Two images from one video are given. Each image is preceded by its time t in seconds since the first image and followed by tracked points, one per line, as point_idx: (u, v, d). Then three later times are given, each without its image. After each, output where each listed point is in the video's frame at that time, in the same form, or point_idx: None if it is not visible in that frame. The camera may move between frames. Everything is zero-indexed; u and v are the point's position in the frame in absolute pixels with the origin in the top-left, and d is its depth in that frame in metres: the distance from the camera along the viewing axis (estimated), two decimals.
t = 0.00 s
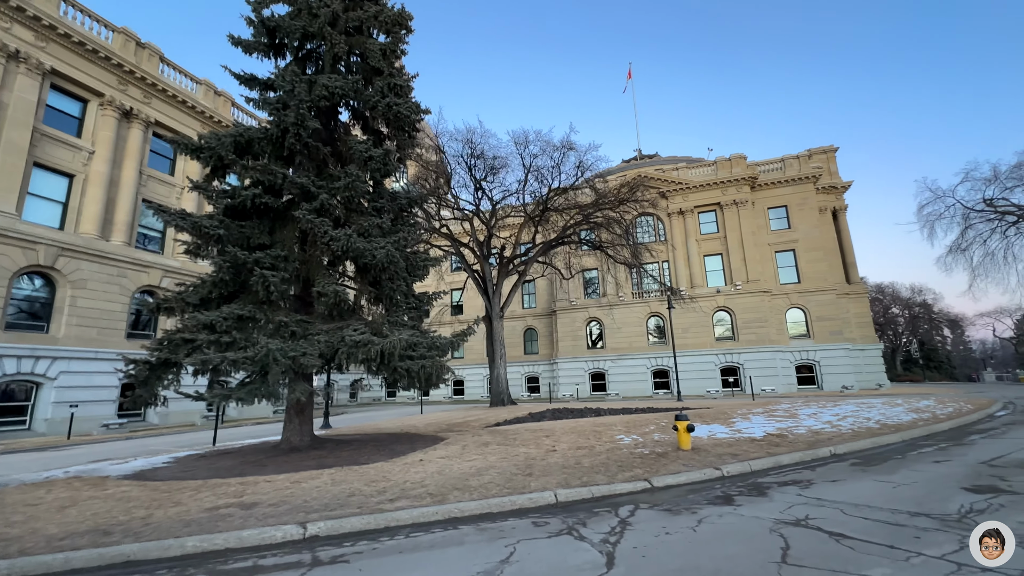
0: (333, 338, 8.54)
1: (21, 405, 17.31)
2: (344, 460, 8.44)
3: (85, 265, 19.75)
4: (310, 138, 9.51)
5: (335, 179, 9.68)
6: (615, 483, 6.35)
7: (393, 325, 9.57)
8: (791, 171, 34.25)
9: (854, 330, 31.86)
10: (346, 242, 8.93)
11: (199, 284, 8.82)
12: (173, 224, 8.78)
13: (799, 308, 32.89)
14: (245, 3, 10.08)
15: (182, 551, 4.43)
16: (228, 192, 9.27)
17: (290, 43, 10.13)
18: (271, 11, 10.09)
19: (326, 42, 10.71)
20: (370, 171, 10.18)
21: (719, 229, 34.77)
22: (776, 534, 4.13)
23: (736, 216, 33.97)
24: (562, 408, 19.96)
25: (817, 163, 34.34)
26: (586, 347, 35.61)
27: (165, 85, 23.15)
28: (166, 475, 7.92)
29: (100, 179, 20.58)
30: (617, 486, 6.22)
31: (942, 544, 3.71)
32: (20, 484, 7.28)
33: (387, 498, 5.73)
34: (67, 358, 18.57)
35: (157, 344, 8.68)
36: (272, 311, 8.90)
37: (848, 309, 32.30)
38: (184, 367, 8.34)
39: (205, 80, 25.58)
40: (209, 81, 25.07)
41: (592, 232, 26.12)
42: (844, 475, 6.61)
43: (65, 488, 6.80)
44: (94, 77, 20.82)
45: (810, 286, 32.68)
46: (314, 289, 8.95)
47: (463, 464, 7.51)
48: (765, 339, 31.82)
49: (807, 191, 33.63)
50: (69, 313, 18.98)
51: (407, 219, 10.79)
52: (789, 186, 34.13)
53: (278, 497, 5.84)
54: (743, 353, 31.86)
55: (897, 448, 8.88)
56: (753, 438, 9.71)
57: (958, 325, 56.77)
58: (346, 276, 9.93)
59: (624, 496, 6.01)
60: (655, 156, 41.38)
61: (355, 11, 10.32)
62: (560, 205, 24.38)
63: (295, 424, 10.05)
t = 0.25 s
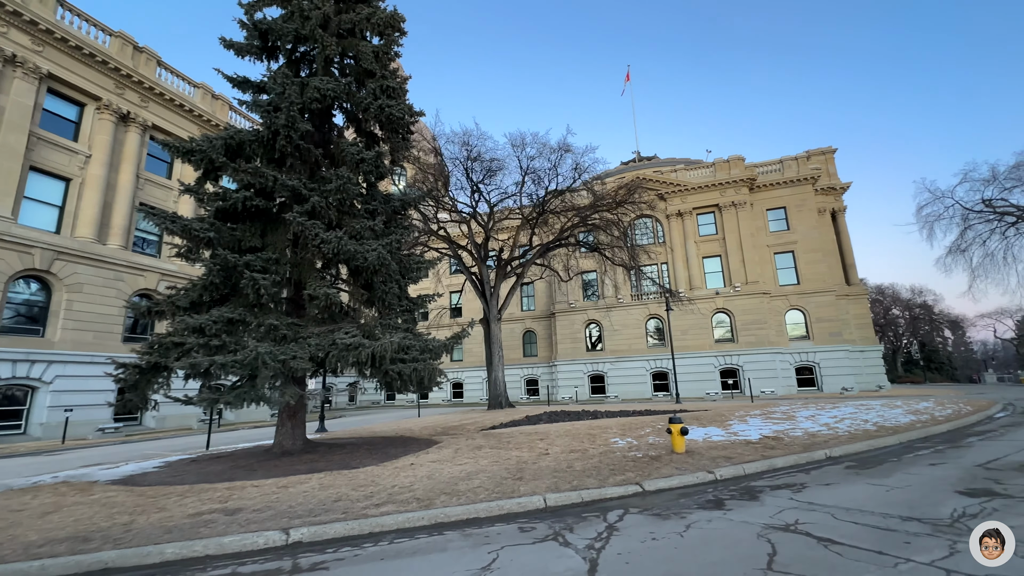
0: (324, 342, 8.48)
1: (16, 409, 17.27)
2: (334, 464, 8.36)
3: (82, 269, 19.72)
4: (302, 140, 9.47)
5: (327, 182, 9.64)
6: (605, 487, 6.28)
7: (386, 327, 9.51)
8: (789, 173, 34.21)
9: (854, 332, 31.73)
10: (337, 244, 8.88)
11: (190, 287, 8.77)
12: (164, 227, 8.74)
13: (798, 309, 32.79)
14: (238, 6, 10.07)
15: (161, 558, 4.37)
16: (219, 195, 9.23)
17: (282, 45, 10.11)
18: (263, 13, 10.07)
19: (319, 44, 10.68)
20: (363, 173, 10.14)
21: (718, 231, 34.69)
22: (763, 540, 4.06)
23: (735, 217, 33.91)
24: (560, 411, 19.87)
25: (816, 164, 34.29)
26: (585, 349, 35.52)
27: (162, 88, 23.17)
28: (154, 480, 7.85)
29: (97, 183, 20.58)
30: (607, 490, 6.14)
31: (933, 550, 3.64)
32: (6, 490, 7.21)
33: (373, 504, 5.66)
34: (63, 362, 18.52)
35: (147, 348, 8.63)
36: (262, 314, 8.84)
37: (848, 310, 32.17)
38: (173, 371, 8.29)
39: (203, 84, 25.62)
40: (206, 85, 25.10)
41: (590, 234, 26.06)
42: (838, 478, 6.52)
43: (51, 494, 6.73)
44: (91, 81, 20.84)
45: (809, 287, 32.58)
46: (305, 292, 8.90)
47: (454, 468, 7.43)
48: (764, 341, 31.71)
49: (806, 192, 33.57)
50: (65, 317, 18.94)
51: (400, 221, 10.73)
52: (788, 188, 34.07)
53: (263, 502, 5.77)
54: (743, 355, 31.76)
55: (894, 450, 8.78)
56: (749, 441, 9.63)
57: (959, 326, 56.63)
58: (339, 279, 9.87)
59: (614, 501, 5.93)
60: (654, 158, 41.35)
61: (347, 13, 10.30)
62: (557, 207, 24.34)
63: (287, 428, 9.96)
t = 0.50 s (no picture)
0: (309, 345, 8.36)
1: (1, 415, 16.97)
2: (320, 470, 8.24)
3: (70, 272, 19.51)
4: (288, 142, 9.38)
5: (315, 183, 9.56)
6: (593, 491, 6.20)
7: (374, 331, 9.39)
8: (782, 176, 34.37)
9: (847, 334, 31.82)
10: (324, 247, 8.76)
11: (174, 290, 8.63)
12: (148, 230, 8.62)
13: (792, 312, 32.86)
14: (225, 6, 10.00)
15: (133, 568, 4.25)
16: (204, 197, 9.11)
17: (271, 46, 10.03)
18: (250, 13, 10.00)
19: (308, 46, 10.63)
20: (351, 175, 10.06)
21: (712, 234, 34.79)
22: (747, 544, 4.00)
23: (728, 221, 34.01)
24: (553, 414, 19.77)
25: (808, 168, 34.47)
26: (580, 352, 35.46)
27: (153, 91, 23.04)
28: (135, 486, 7.69)
29: (85, 186, 20.39)
30: (595, 495, 6.06)
31: (920, 555, 3.58)
32: None
33: (355, 510, 5.55)
34: (49, 367, 18.26)
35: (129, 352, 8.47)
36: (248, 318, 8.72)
37: (841, 313, 32.25)
38: (156, 375, 8.15)
39: (194, 86, 25.49)
40: (198, 87, 24.98)
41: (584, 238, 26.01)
42: (827, 482, 6.47)
43: (26, 502, 6.56)
44: (80, 83, 20.70)
45: (802, 290, 32.67)
46: (292, 295, 8.79)
47: (440, 473, 7.32)
48: (758, 344, 31.75)
49: (799, 196, 33.73)
50: (52, 321, 18.70)
51: (390, 224, 10.68)
52: (781, 191, 34.23)
53: (243, 510, 5.65)
54: (737, 358, 31.78)
55: (885, 453, 8.75)
56: (740, 444, 9.58)
57: (951, 328, 56.97)
58: (327, 281, 9.76)
59: (601, 506, 5.85)
60: (648, 162, 41.49)
61: (336, 14, 10.25)
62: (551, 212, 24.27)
63: (274, 433, 9.82)
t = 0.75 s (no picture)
0: (291, 347, 8.21)
1: None
2: (303, 474, 8.09)
3: (54, 274, 19.20)
4: (271, 141, 9.23)
5: (299, 183, 9.42)
6: (577, 496, 6.11)
7: (359, 332, 9.24)
8: (774, 178, 34.52)
9: (838, 335, 31.97)
10: (307, 247, 8.62)
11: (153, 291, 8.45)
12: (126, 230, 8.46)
13: (783, 313, 32.97)
14: (208, 3, 9.84)
15: None
16: (185, 197, 8.95)
17: (255, 44, 9.89)
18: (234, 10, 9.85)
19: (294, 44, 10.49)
20: (336, 175, 9.92)
21: (704, 235, 34.86)
22: (727, 551, 3.92)
23: (721, 222, 34.10)
24: (544, 416, 19.66)
25: (799, 170, 34.64)
26: (573, 353, 35.40)
27: (141, 89, 22.76)
28: (112, 492, 7.52)
29: (70, 185, 20.11)
30: (579, 499, 5.96)
31: (902, 561, 3.51)
32: None
33: (333, 516, 5.42)
34: (32, 369, 17.93)
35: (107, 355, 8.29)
36: (229, 319, 8.56)
37: (832, 314, 32.40)
38: (134, 379, 7.97)
39: (183, 85, 25.22)
40: (187, 86, 24.71)
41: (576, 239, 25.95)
42: (812, 484, 6.41)
43: None
44: (66, 81, 20.42)
45: (794, 291, 32.79)
46: (275, 296, 8.65)
47: (424, 477, 7.21)
48: (750, 345, 31.83)
49: (790, 197, 33.88)
50: (35, 323, 18.39)
51: (377, 224, 10.54)
52: (772, 193, 34.38)
53: (217, 517, 5.51)
54: (729, 358, 31.85)
55: (873, 454, 8.72)
56: (729, 446, 9.52)
57: (941, 329, 57.44)
58: (312, 282, 9.61)
59: (584, 511, 5.75)
60: (641, 163, 41.55)
61: (322, 11, 10.12)
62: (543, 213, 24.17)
63: (257, 436, 9.65)
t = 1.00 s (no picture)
0: (283, 352, 8.14)
1: None
2: (293, 480, 8.00)
3: (50, 277, 19.15)
4: (264, 144, 9.20)
5: (292, 186, 9.38)
6: (568, 503, 6.02)
7: (352, 337, 9.18)
8: (772, 182, 34.51)
9: (837, 339, 31.87)
10: (299, 251, 8.57)
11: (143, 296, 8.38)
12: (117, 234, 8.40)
13: (783, 317, 32.87)
14: (203, 7, 9.83)
15: None
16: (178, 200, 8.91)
17: (249, 48, 9.88)
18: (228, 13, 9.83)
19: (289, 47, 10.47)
20: (330, 179, 9.88)
21: (703, 239, 34.82)
22: (717, 561, 3.85)
23: (720, 226, 34.05)
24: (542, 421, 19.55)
25: (798, 174, 34.62)
26: (571, 357, 35.29)
27: (139, 94, 22.80)
28: (100, 498, 7.42)
29: (68, 189, 20.11)
30: (570, 507, 5.87)
31: (896, 572, 3.43)
32: None
33: (319, 525, 5.34)
34: (27, 374, 17.83)
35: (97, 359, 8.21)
36: (220, 324, 8.50)
37: (832, 318, 32.30)
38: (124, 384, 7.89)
39: (182, 89, 25.27)
40: (185, 90, 24.75)
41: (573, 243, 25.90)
42: (808, 492, 6.32)
43: None
44: (64, 86, 20.44)
45: (793, 295, 32.70)
46: (267, 300, 8.59)
47: (415, 484, 7.12)
48: (749, 349, 31.71)
49: (789, 201, 33.86)
50: (30, 327, 18.31)
51: (371, 228, 10.49)
52: (771, 197, 34.36)
53: (202, 525, 5.42)
54: (728, 363, 31.72)
55: (870, 461, 8.62)
56: (725, 452, 9.41)
57: (942, 333, 57.29)
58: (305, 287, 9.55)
59: (576, 518, 5.66)
60: (640, 167, 41.56)
61: (317, 15, 10.11)
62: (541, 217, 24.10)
63: (249, 442, 9.56)
